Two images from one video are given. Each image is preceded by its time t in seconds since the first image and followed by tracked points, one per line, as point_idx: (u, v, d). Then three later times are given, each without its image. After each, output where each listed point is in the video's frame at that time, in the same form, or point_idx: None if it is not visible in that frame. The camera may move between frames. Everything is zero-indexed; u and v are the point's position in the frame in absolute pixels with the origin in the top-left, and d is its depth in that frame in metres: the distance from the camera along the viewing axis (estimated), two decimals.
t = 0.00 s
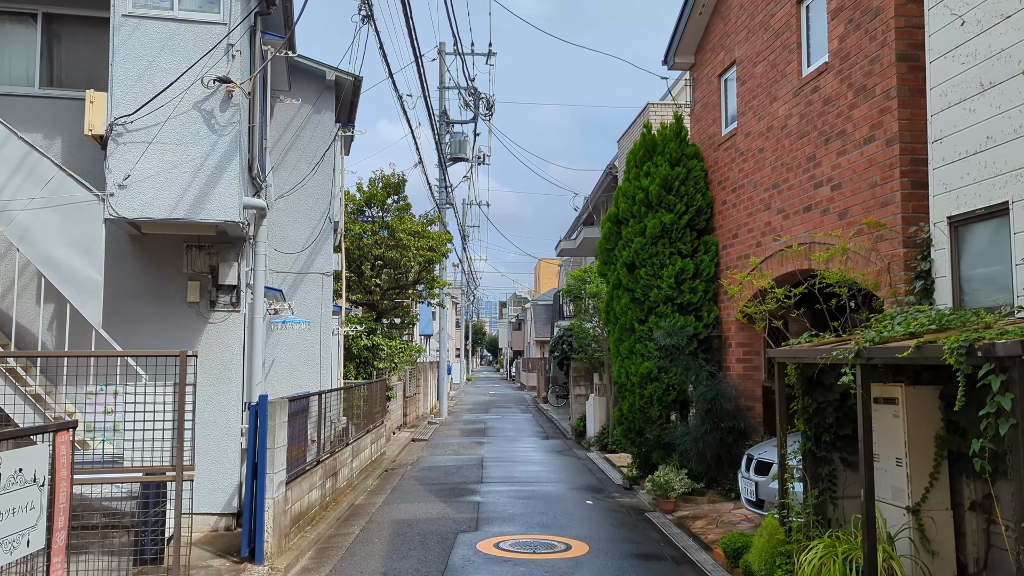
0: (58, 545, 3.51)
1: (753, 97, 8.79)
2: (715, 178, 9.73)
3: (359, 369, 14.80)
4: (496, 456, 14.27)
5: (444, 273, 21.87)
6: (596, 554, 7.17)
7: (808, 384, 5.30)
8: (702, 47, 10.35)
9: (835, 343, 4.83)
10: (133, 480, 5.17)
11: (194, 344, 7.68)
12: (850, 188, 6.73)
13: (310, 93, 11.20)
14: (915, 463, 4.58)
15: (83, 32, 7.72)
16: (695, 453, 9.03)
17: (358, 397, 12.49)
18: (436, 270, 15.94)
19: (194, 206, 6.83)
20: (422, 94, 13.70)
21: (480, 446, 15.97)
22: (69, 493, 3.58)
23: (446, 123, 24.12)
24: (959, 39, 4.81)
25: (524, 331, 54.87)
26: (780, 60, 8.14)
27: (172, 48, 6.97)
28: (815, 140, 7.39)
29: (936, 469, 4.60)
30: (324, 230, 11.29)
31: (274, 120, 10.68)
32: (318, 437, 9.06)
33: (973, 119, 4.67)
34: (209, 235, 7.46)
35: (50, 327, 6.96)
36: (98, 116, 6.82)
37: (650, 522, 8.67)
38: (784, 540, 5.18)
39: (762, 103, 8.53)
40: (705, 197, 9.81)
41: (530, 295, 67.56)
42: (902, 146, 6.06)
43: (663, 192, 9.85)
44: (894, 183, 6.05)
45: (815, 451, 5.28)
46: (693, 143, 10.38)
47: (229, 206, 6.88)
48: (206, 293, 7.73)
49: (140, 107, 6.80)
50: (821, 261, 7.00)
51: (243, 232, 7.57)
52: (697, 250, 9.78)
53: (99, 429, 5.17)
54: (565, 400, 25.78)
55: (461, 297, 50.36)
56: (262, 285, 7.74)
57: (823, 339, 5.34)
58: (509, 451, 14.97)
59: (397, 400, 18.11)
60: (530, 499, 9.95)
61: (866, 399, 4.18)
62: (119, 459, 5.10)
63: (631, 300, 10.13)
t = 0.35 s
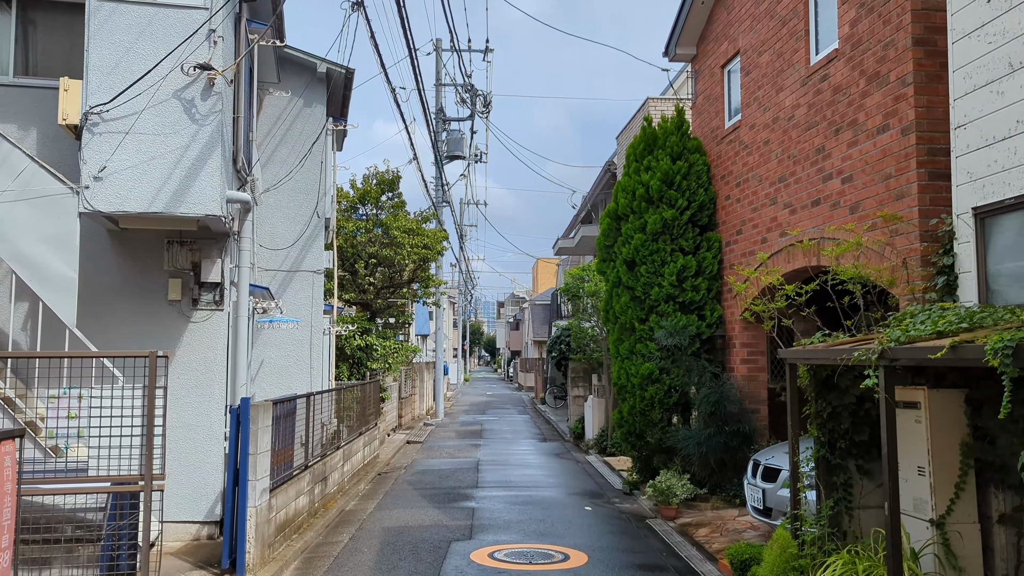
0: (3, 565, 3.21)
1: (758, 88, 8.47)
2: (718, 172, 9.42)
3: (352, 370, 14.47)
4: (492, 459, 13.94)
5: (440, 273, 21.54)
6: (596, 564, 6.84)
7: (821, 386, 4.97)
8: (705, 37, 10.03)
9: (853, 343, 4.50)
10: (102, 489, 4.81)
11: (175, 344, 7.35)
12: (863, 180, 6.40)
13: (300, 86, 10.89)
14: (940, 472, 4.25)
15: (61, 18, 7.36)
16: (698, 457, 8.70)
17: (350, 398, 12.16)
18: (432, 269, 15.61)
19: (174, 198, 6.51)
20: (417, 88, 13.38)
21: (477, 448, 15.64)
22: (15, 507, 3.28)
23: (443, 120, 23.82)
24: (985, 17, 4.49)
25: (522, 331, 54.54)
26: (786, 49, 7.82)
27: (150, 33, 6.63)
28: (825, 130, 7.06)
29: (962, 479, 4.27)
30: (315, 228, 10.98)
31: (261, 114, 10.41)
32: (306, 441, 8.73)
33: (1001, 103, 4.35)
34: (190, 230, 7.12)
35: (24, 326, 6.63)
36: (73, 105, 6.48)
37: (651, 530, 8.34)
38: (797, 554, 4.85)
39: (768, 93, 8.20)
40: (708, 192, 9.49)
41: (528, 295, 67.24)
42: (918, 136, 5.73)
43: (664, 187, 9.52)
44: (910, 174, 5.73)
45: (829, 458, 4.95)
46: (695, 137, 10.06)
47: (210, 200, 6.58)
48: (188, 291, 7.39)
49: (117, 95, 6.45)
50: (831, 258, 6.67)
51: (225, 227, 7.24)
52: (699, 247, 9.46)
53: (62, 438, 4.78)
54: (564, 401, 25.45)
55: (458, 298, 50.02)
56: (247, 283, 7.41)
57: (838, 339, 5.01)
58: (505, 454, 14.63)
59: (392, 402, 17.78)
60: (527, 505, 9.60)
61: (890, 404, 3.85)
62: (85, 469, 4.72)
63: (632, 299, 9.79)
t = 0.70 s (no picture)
0: None
1: (766, 77, 8.15)
2: (725, 166, 9.13)
3: (348, 370, 14.15)
4: (491, 461, 13.62)
5: (439, 271, 21.20)
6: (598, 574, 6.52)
7: (840, 389, 4.66)
8: (710, 27, 9.71)
9: (878, 343, 4.18)
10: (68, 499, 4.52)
11: (157, 343, 7.01)
12: (879, 171, 6.09)
13: (293, 78, 10.57)
14: (970, 483, 3.95)
15: (39, 3, 7.04)
16: (704, 461, 8.38)
17: (345, 399, 11.83)
18: (430, 267, 15.29)
19: (154, 190, 6.18)
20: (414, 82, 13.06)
21: (475, 450, 15.33)
22: None
23: (441, 117, 23.51)
24: None
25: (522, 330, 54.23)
26: (797, 36, 7.50)
27: (129, 16, 6.30)
28: (838, 120, 6.74)
29: (995, 491, 3.96)
30: (309, 224, 10.63)
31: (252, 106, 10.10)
32: (297, 445, 8.41)
33: None
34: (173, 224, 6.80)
35: None
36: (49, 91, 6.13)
37: (655, 536, 8.03)
38: (813, 566, 4.54)
39: (777, 83, 7.88)
40: (714, 186, 9.17)
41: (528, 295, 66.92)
42: (941, 123, 5.41)
43: (668, 180, 9.19)
44: (933, 164, 5.40)
45: (849, 465, 4.63)
46: (700, 130, 9.75)
47: (192, 192, 6.24)
48: (172, 288, 7.08)
49: (94, 81, 6.14)
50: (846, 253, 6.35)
51: (211, 222, 6.92)
52: (704, 243, 9.14)
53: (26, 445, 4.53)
54: (564, 402, 25.10)
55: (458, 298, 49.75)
56: (233, 280, 7.09)
57: (858, 337, 4.68)
58: (504, 456, 14.30)
59: (389, 402, 17.45)
60: (527, 510, 9.28)
61: (921, 409, 3.54)
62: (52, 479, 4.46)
63: (634, 297, 9.44)
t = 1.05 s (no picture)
0: None
1: (778, 64, 7.81)
2: (734, 157, 8.79)
3: (345, 369, 13.81)
4: (492, 463, 13.28)
5: (439, 269, 20.87)
6: None
7: (868, 388, 4.31)
8: (718, 14, 9.37)
9: (912, 339, 3.84)
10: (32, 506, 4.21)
11: (141, 340, 6.67)
12: (902, 159, 5.75)
13: (287, 66, 10.24)
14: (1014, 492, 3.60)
15: None
16: (713, 463, 8.04)
17: (341, 399, 11.50)
18: (429, 264, 14.95)
19: (136, 179, 5.86)
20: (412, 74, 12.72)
21: (476, 451, 14.99)
22: None
23: (440, 113, 23.20)
24: None
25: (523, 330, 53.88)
26: (811, 18, 7.16)
27: None
28: (857, 105, 6.40)
29: None
30: (305, 218, 10.28)
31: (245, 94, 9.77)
32: (289, 446, 8.06)
33: None
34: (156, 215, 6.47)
35: None
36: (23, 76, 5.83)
37: (663, 542, 7.68)
38: None
39: (790, 69, 7.54)
40: (723, 178, 8.83)
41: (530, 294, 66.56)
42: (969, 106, 5.07)
43: (675, 172, 8.84)
44: (961, 149, 5.06)
45: (877, 471, 4.29)
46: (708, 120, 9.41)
47: (176, 181, 5.92)
48: (156, 283, 6.75)
49: (72, 64, 5.82)
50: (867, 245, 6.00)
51: (197, 212, 6.63)
52: (713, 237, 8.80)
53: None
54: (567, 402, 24.75)
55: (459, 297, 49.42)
56: (221, 274, 6.76)
57: (887, 333, 4.35)
58: (505, 457, 13.96)
59: (388, 402, 17.11)
60: (528, 514, 8.94)
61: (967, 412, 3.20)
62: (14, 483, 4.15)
63: (640, 293, 9.09)
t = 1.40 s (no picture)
0: None
1: (789, 50, 7.47)
2: (742, 149, 8.47)
3: (340, 369, 13.48)
4: (491, 465, 12.94)
5: (439, 268, 20.54)
6: None
7: (895, 390, 3.98)
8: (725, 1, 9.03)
9: (946, 336, 3.51)
10: None
11: (119, 338, 6.34)
12: (924, 146, 5.41)
13: (278, 57, 9.92)
14: None
15: None
16: (720, 467, 7.71)
17: (335, 400, 11.16)
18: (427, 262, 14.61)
19: (111, 167, 5.52)
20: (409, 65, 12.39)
21: (474, 453, 14.66)
22: None
23: (440, 109, 22.88)
24: None
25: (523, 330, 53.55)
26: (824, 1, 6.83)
27: None
28: (874, 90, 6.06)
29: None
30: (297, 212, 10.00)
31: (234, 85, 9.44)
32: (279, 450, 7.73)
33: None
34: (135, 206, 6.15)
35: None
36: None
37: (667, 551, 7.35)
38: None
39: (801, 55, 7.21)
40: (730, 171, 8.51)
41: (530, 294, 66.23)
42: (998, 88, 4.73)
43: (681, 165, 8.52)
44: (990, 134, 4.73)
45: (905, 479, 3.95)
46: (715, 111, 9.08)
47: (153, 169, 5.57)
48: (136, 278, 6.42)
49: (43, 45, 5.51)
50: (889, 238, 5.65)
51: (178, 204, 6.32)
52: (720, 232, 8.48)
53: None
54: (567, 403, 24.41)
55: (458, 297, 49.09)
56: (205, 269, 6.44)
57: (915, 330, 4.01)
58: (505, 460, 13.63)
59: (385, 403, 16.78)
60: (528, 520, 8.61)
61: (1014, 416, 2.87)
62: None
63: (645, 291, 8.75)
